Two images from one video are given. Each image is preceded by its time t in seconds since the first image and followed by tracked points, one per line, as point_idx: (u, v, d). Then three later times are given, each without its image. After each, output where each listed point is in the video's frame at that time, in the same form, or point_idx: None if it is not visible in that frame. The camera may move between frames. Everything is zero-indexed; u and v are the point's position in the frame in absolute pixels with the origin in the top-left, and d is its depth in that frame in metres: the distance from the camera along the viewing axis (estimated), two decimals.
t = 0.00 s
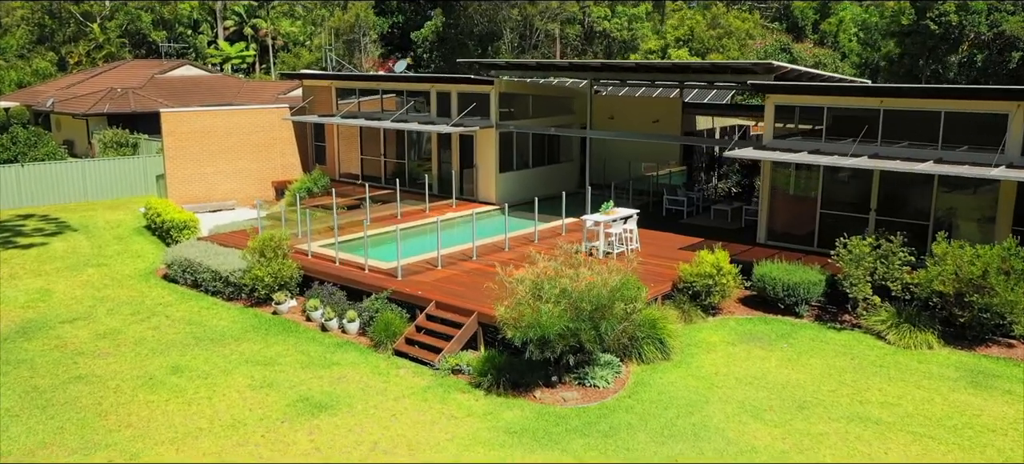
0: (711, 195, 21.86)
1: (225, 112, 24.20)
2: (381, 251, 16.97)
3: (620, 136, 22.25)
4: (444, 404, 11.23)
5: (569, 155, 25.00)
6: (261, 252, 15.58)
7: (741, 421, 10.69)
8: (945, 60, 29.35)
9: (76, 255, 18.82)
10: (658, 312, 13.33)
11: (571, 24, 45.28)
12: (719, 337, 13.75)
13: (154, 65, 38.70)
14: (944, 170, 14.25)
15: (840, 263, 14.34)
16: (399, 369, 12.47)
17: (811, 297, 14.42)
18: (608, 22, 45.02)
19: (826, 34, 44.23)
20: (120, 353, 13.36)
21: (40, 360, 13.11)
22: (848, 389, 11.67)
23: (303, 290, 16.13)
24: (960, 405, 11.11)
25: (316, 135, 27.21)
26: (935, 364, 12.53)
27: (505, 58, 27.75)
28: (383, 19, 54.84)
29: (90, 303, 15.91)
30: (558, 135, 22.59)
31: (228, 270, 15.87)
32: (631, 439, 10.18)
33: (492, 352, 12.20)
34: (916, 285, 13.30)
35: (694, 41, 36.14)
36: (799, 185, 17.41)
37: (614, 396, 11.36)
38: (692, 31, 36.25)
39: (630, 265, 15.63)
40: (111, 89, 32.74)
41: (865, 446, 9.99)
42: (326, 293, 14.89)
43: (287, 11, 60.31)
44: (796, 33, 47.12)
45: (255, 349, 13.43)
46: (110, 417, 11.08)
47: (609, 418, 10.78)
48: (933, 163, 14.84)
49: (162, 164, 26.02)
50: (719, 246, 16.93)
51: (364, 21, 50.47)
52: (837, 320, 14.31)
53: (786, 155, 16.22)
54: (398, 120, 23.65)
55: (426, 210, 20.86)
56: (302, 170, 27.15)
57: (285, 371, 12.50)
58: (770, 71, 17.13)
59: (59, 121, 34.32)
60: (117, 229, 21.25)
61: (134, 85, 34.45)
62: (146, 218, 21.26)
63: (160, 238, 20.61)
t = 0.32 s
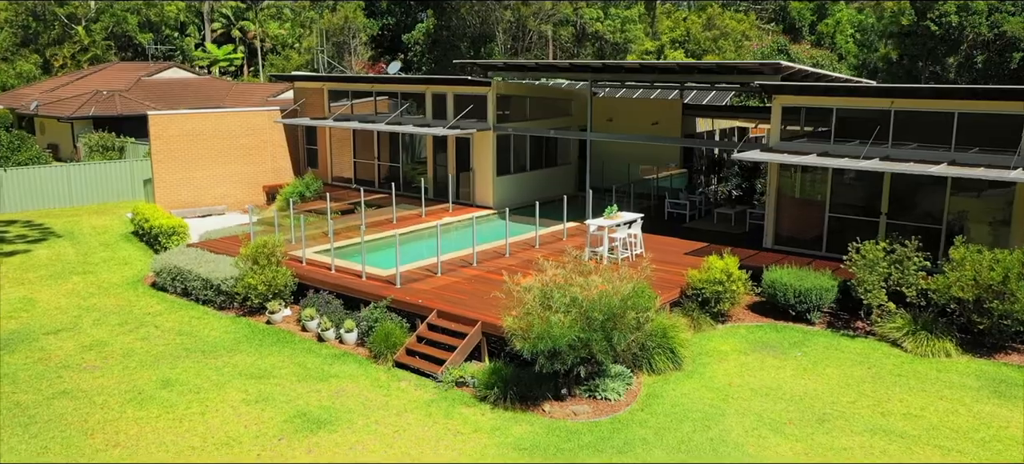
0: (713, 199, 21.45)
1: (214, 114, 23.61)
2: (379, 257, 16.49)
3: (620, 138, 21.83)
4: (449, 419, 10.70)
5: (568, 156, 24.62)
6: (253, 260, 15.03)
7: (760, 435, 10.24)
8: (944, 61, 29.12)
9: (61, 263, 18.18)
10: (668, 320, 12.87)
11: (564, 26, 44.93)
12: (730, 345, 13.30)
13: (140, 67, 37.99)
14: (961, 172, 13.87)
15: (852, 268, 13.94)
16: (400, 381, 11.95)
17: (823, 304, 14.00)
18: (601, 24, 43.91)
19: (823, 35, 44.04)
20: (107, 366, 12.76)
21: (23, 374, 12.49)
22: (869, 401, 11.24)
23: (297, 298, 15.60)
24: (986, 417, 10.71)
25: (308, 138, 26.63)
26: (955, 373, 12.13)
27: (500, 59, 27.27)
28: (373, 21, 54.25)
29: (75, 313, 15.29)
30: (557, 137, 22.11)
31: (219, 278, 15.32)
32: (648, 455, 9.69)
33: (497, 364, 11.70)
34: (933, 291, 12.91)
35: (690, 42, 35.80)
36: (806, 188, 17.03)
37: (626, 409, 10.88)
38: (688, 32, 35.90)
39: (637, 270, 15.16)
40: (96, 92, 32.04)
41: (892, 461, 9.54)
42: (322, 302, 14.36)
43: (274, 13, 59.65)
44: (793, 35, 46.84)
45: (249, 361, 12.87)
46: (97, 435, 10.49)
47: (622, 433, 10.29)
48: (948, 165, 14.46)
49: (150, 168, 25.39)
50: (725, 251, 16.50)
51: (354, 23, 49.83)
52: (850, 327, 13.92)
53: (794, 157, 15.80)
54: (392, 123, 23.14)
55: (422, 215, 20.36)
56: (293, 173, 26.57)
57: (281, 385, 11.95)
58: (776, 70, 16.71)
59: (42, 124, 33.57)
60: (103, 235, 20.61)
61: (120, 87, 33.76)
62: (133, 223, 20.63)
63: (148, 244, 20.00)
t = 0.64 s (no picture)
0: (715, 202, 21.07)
1: (203, 117, 23.01)
2: (378, 263, 16.02)
3: (620, 140, 21.39)
4: (456, 434, 10.19)
5: (567, 159, 24.19)
6: (247, 267, 14.50)
7: (783, 449, 9.78)
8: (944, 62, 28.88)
9: (45, 270, 17.54)
10: (680, 327, 12.40)
11: (557, 27, 44.53)
12: (742, 354, 12.85)
13: (126, 69, 37.29)
14: (977, 174, 13.50)
15: (867, 273, 13.55)
16: (403, 395, 11.44)
17: (837, 311, 13.60)
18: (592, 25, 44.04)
19: (820, 36, 43.76)
20: (94, 380, 12.18)
21: (4, 388, 11.89)
22: (891, 412, 10.83)
23: (292, 307, 15.06)
24: (1014, 428, 10.31)
25: (300, 141, 26.07)
26: (977, 382, 11.73)
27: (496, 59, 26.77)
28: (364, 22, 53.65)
29: (61, 323, 14.68)
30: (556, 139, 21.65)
31: (211, 286, 14.77)
32: None
33: (504, 376, 11.21)
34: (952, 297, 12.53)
35: (686, 44, 35.43)
36: (813, 192, 16.66)
37: (641, 423, 10.41)
38: (684, 34, 35.49)
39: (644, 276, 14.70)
40: (82, 95, 31.35)
41: None
42: (319, 311, 13.82)
43: (263, 16, 58.98)
44: (790, 35, 46.47)
45: (243, 373, 12.32)
46: (84, 454, 9.91)
47: (638, 448, 9.81)
48: (962, 167, 14.10)
49: (137, 172, 24.76)
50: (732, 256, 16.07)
51: (344, 24, 49.30)
52: (864, 335, 13.52)
53: (804, 159, 15.38)
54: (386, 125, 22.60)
55: (419, 220, 19.86)
56: (285, 177, 25.99)
57: (278, 399, 11.40)
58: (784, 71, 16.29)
59: (26, 128, 32.84)
60: (89, 241, 19.97)
61: (106, 90, 33.08)
62: (120, 229, 20.00)
63: (135, 251, 19.38)
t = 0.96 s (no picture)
0: (718, 206, 20.70)
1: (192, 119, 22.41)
2: (379, 270, 15.53)
3: (621, 143, 20.97)
4: (465, 450, 9.68)
5: (565, 162, 23.76)
6: (240, 275, 13.96)
7: None
8: (943, 63, 28.64)
9: (28, 278, 16.90)
10: (693, 336, 11.96)
11: (550, 29, 44.21)
12: (756, 363, 12.42)
13: (112, 72, 36.58)
14: (995, 176, 13.14)
15: (883, 279, 13.15)
16: (407, 409, 10.93)
17: (851, 317, 13.19)
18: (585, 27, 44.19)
19: (818, 37, 43.84)
20: (81, 395, 11.59)
21: None
22: (915, 424, 10.43)
23: (288, 316, 14.52)
24: None
25: (291, 144, 25.53)
26: (1000, 391, 11.34)
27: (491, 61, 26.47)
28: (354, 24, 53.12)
29: (45, 334, 14.07)
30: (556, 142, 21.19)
31: (203, 295, 14.23)
32: None
33: (513, 389, 10.73)
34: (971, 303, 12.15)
35: (682, 44, 35.62)
36: (820, 194, 16.28)
37: (658, 438, 9.93)
38: (680, 34, 35.71)
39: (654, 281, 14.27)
40: (67, 97, 30.66)
41: None
42: (316, 320, 13.29)
43: (252, 19, 58.38)
44: (786, 37, 46.13)
45: (238, 386, 11.78)
46: None
47: None
48: (978, 169, 13.73)
49: (124, 176, 24.12)
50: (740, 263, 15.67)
51: (334, 26, 48.76)
52: (880, 342, 13.13)
53: (813, 162, 14.98)
54: (381, 128, 22.08)
55: (416, 225, 19.36)
56: (276, 181, 25.42)
57: (275, 414, 10.86)
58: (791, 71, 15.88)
59: (10, 132, 32.08)
60: (74, 247, 19.33)
61: (92, 92, 32.39)
62: (107, 235, 19.37)
63: (123, 258, 18.77)
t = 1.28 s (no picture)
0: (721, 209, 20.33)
1: (181, 121, 21.81)
2: (380, 275, 15.05)
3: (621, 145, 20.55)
4: None
5: (564, 163, 23.35)
6: (234, 282, 13.38)
7: None
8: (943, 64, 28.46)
9: (12, 287, 16.28)
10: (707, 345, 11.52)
11: (542, 30, 43.77)
12: (773, 372, 11.98)
13: (98, 74, 35.85)
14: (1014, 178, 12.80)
15: (900, 284, 12.78)
16: (412, 423, 10.42)
17: (868, 324, 12.80)
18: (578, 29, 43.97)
19: (816, 38, 42.52)
20: (67, 410, 11.02)
21: None
22: (943, 436, 10.02)
23: (284, 326, 13.99)
24: None
25: (283, 147, 24.97)
26: None
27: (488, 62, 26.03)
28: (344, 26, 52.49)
29: (29, 345, 13.47)
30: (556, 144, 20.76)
31: (195, 304, 13.66)
32: None
33: (523, 402, 10.25)
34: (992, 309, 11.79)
35: (678, 44, 35.34)
36: (829, 197, 15.91)
37: (676, 452, 9.40)
38: (676, 35, 35.44)
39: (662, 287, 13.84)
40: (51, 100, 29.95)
41: None
42: (314, 330, 12.78)
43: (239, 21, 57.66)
44: (783, 38, 45.60)
45: (233, 400, 11.24)
46: None
47: None
48: (996, 170, 13.39)
49: (111, 180, 23.50)
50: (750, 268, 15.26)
51: (324, 27, 48.19)
52: (897, 349, 12.73)
53: (825, 164, 14.60)
54: (376, 130, 21.55)
55: (413, 230, 18.85)
56: (267, 185, 24.85)
57: (273, 430, 10.33)
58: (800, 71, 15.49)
59: None
60: (59, 254, 18.70)
61: (78, 95, 31.70)
62: (93, 241, 18.76)
63: (111, 264, 18.17)
